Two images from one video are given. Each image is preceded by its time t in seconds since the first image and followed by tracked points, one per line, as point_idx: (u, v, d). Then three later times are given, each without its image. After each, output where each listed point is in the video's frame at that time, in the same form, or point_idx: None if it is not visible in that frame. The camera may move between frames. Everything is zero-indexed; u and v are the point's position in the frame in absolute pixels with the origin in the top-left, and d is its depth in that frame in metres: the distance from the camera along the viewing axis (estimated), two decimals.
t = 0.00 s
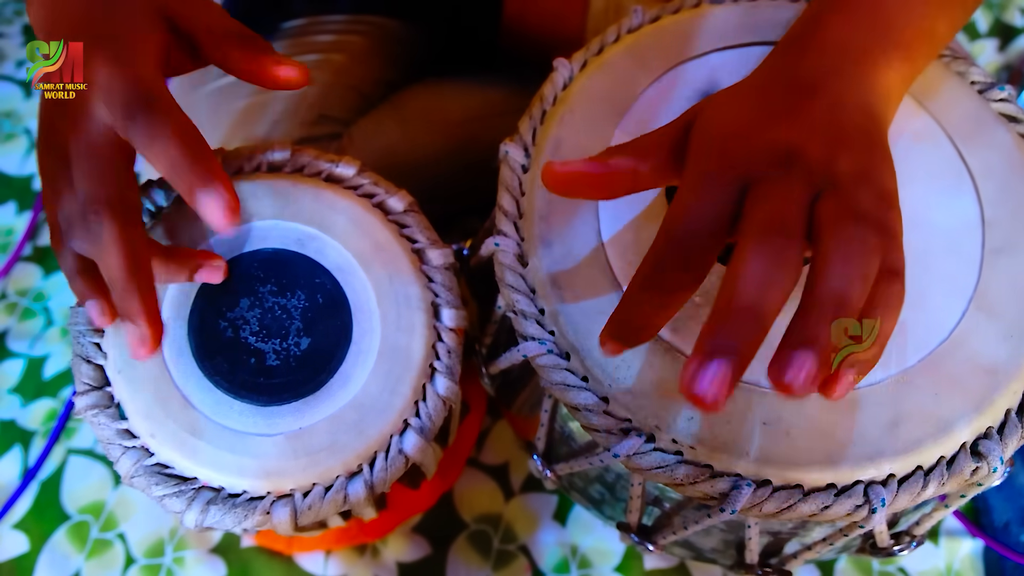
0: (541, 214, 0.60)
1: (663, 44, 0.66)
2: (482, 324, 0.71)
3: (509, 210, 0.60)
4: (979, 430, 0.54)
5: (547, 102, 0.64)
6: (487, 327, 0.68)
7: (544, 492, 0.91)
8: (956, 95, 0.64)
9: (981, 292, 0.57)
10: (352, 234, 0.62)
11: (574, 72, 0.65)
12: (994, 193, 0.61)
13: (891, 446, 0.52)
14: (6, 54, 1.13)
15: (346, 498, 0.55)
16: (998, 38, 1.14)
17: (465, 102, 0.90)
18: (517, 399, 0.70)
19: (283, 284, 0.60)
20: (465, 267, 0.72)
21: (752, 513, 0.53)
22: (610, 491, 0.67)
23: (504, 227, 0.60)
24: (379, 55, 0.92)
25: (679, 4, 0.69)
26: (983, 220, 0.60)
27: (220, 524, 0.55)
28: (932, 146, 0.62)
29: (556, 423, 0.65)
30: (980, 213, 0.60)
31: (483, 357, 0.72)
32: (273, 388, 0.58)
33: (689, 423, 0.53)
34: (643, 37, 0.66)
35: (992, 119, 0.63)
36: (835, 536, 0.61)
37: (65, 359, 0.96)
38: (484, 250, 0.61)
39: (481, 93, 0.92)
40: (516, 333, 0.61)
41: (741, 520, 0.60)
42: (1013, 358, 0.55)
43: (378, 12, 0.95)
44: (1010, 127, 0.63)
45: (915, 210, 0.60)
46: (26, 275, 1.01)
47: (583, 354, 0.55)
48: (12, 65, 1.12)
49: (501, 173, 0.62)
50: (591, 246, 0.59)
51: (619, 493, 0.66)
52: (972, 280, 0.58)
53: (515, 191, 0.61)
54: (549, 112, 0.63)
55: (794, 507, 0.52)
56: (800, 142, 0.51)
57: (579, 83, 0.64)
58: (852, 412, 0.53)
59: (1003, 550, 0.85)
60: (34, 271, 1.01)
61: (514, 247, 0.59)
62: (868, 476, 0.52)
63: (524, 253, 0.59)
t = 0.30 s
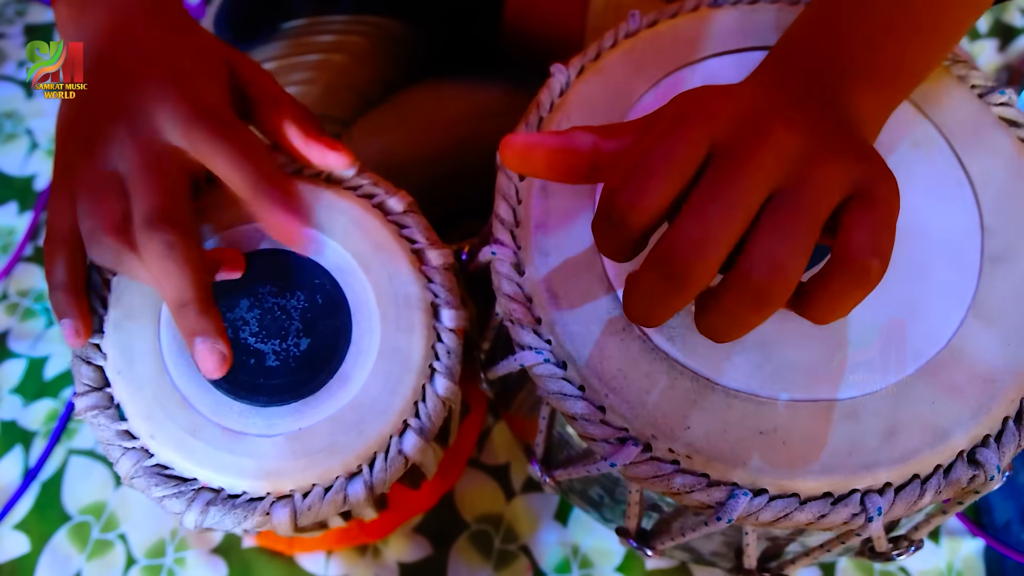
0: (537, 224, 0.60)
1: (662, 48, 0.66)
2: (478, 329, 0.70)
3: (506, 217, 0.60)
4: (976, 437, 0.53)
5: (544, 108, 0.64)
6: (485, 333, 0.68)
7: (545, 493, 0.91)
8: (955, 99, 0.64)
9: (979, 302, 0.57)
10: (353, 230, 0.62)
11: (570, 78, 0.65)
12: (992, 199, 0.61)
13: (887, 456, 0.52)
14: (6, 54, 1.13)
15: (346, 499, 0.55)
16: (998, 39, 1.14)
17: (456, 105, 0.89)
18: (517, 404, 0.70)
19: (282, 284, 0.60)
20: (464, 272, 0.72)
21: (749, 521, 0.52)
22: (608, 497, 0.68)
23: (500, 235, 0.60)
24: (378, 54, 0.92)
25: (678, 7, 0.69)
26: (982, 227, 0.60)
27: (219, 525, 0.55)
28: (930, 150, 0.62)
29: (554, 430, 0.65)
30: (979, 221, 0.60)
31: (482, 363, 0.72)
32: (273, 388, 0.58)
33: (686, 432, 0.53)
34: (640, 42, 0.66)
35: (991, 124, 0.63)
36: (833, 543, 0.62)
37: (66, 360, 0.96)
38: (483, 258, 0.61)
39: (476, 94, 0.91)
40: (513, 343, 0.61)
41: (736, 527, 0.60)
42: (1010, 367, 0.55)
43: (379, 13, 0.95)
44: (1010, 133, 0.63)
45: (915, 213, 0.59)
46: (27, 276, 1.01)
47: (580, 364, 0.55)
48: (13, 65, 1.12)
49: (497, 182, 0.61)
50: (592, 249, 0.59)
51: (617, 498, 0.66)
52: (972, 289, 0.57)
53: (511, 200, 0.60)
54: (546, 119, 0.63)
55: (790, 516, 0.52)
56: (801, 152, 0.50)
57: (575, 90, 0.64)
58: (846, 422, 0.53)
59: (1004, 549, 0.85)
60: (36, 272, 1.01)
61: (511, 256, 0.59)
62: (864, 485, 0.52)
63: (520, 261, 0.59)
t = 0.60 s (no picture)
0: (542, 212, 0.60)
1: (663, 47, 0.66)
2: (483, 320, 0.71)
3: (512, 208, 0.60)
4: (975, 424, 0.54)
5: (550, 102, 0.64)
6: (490, 325, 0.69)
7: (547, 493, 0.92)
8: (949, 96, 0.64)
9: (978, 289, 0.57)
10: (356, 234, 0.62)
11: (576, 73, 0.65)
12: (990, 195, 0.61)
13: (888, 440, 0.53)
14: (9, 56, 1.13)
15: (350, 499, 0.56)
16: (998, 41, 1.14)
17: (462, 104, 0.90)
18: (520, 400, 0.70)
19: (287, 285, 0.60)
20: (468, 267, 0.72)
21: (752, 506, 0.53)
22: (611, 486, 0.68)
23: (506, 225, 0.60)
24: (380, 57, 0.91)
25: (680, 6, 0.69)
26: (979, 219, 0.60)
27: (224, 526, 0.56)
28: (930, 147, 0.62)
29: (558, 419, 0.65)
30: (977, 214, 0.60)
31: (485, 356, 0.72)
32: (278, 390, 0.58)
33: (689, 417, 0.54)
34: (643, 41, 0.67)
35: (987, 120, 0.64)
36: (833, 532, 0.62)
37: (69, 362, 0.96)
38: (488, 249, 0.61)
39: (481, 95, 0.92)
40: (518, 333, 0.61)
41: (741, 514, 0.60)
42: (1008, 355, 0.55)
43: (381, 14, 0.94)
44: (1005, 128, 0.63)
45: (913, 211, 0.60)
46: (30, 278, 1.01)
47: (585, 350, 0.56)
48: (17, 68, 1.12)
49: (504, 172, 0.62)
50: (593, 245, 0.59)
51: (620, 491, 0.67)
52: (970, 277, 0.58)
53: (518, 189, 0.61)
54: (552, 112, 0.64)
55: (793, 500, 0.52)
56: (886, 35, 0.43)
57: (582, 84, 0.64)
58: (847, 409, 0.54)
59: (1003, 550, 0.85)
60: (39, 274, 1.01)
61: (518, 245, 0.59)
62: (866, 470, 0.53)
63: (527, 251, 0.59)
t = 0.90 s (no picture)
0: (544, 216, 0.61)
1: (666, 51, 0.67)
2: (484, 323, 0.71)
3: (516, 211, 0.61)
4: (976, 428, 0.54)
5: (553, 106, 0.65)
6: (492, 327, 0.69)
7: (548, 495, 0.92)
8: (949, 99, 0.65)
9: (978, 293, 0.58)
10: (360, 233, 0.63)
11: (579, 77, 0.65)
12: (991, 200, 0.61)
13: (889, 444, 0.53)
14: (12, 58, 1.14)
15: (351, 499, 0.56)
16: (997, 46, 1.15)
17: (462, 108, 0.91)
18: (522, 402, 0.71)
19: (289, 285, 0.61)
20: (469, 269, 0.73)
21: (753, 509, 0.53)
22: (612, 489, 0.68)
23: (510, 228, 0.60)
24: (381, 60, 0.92)
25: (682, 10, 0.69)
26: (981, 224, 0.60)
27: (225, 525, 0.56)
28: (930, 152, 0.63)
29: (559, 421, 0.65)
30: (978, 219, 0.60)
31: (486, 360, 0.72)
32: (279, 390, 0.58)
33: (691, 420, 0.54)
34: (647, 45, 0.67)
35: (988, 125, 0.64)
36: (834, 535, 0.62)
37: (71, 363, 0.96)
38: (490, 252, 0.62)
39: (482, 102, 0.92)
40: (520, 333, 0.62)
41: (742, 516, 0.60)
42: (1008, 360, 0.56)
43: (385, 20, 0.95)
44: (1007, 133, 0.64)
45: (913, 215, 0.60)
46: (32, 279, 1.01)
47: (588, 353, 0.56)
48: (20, 69, 1.13)
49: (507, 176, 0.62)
50: (596, 247, 0.59)
51: (621, 493, 0.67)
52: (971, 281, 0.58)
53: (521, 192, 0.62)
54: (555, 116, 0.64)
55: (794, 503, 0.52)
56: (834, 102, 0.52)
57: (584, 88, 0.65)
58: (848, 413, 0.54)
59: (1002, 553, 0.86)
60: (41, 275, 1.02)
61: (521, 248, 0.59)
62: (866, 473, 0.53)
63: (530, 253, 0.60)
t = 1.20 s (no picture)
0: (544, 213, 0.61)
1: (667, 50, 0.67)
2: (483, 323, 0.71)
3: (516, 208, 0.61)
4: (975, 427, 0.54)
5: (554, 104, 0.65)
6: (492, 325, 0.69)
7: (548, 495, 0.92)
8: (949, 99, 0.65)
9: (977, 294, 0.58)
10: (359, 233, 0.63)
11: (580, 76, 0.65)
12: (990, 199, 0.61)
13: (887, 442, 0.53)
14: (14, 58, 1.14)
15: (352, 498, 0.56)
16: (999, 49, 1.15)
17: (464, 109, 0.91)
18: (522, 403, 0.71)
19: (290, 285, 0.61)
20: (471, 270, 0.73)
21: (751, 508, 0.53)
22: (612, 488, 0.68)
23: (510, 225, 0.60)
24: (382, 61, 0.92)
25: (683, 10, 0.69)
26: (980, 224, 0.60)
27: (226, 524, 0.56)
28: (930, 152, 0.63)
29: (559, 420, 0.65)
30: (978, 218, 0.60)
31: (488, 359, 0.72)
32: (281, 389, 0.58)
33: (689, 418, 0.54)
34: (648, 45, 0.67)
35: (988, 125, 0.64)
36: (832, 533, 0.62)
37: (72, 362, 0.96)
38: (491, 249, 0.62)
39: (481, 101, 0.92)
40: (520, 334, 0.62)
41: (741, 515, 0.60)
42: (1008, 359, 0.55)
43: (387, 19, 0.96)
44: (1007, 134, 0.63)
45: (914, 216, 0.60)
46: (33, 278, 1.02)
47: (587, 351, 0.56)
48: (21, 69, 1.13)
49: (507, 174, 0.62)
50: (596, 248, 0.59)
51: (621, 492, 0.67)
52: (970, 282, 0.58)
53: (522, 191, 0.62)
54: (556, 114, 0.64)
55: (792, 502, 0.52)
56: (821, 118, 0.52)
57: (585, 87, 0.65)
58: (847, 412, 0.54)
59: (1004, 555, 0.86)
60: (41, 274, 1.02)
61: (520, 245, 0.59)
62: (865, 471, 0.53)
63: (529, 252, 0.60)
